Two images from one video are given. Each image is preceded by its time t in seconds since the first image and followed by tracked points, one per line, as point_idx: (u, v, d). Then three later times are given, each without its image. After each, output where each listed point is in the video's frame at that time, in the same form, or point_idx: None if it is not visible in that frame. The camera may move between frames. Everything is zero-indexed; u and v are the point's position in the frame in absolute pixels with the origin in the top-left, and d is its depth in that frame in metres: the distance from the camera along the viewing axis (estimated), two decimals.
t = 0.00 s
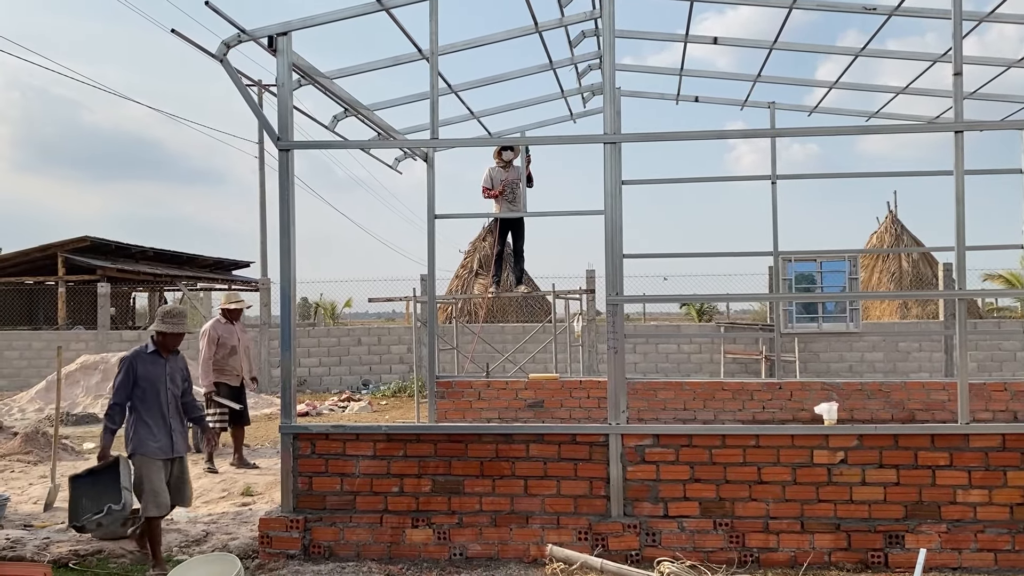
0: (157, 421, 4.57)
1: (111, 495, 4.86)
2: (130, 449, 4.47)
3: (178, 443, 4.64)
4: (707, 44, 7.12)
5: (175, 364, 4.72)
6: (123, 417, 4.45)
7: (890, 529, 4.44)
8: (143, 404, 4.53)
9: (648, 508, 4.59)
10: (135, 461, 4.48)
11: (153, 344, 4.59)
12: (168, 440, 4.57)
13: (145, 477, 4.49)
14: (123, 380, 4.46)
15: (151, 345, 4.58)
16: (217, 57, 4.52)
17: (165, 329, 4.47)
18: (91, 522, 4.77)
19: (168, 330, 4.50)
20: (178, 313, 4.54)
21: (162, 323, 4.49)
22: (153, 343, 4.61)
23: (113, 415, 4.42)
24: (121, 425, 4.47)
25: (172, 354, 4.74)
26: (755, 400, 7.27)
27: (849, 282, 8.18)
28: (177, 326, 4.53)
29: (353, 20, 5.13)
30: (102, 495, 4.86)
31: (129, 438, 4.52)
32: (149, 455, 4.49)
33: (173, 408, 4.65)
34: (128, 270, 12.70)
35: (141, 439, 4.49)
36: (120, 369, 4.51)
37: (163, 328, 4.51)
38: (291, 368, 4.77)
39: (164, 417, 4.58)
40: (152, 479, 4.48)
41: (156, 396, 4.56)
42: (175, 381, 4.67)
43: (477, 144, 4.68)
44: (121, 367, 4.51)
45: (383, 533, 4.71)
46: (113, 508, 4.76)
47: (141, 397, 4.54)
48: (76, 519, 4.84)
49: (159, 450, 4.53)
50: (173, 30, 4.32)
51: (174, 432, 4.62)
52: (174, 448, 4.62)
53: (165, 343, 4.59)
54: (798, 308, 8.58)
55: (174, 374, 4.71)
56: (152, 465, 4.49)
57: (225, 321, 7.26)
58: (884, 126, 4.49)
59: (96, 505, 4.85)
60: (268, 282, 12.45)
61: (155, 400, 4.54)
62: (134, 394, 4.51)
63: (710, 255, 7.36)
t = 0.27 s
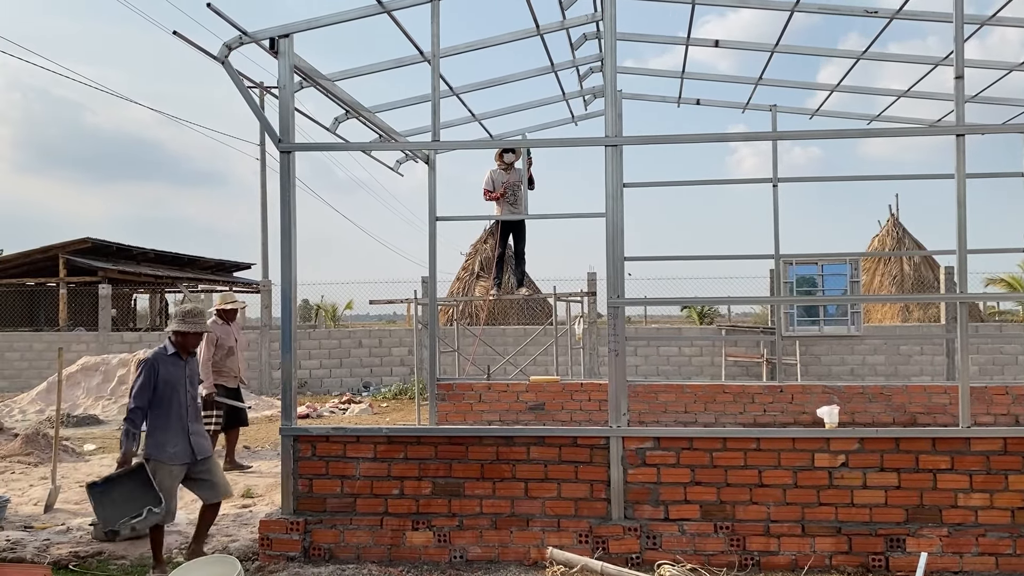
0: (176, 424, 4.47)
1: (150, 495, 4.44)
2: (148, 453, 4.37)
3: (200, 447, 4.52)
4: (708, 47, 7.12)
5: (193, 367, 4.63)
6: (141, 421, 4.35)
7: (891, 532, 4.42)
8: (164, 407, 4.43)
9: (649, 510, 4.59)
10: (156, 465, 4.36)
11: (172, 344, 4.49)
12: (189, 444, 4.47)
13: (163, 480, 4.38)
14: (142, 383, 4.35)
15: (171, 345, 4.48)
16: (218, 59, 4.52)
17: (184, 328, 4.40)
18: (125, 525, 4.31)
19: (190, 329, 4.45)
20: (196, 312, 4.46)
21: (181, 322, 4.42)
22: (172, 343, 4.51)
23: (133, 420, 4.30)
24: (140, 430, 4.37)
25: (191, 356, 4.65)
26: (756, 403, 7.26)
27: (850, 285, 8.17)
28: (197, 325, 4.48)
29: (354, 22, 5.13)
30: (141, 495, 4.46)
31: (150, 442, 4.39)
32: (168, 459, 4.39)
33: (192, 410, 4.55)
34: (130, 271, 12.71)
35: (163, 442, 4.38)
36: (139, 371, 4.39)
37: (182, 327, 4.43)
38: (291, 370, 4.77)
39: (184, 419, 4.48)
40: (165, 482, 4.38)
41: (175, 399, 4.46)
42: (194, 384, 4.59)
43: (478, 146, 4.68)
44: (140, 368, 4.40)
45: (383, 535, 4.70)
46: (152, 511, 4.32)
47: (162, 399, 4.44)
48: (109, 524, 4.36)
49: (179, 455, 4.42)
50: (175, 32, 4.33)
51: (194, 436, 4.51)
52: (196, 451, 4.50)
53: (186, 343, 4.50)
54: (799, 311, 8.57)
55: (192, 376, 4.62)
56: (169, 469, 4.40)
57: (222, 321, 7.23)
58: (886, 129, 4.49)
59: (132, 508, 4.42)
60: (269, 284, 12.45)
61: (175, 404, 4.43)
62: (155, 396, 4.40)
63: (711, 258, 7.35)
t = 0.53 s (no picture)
0: (196, 427, 4.37)
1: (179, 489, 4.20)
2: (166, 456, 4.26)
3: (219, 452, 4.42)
4: (706, 51, 7.14)
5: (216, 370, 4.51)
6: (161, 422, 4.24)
7: (888, 536, 4.42)
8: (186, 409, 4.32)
9: (646, 514, 4.59)
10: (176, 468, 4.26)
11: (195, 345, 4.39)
12: (207, 449, 4.37)
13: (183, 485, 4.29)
14: (164, 384, 4.23)
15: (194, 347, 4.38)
16: (217, 62, 4.53)
17: (208, 330, 4.31)
18: (166, 518, 4.00)
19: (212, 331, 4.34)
20: (220, 315, 4.37)
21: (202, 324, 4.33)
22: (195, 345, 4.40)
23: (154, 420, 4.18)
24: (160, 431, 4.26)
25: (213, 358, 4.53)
26: (754, 407, 7.27)
27: (847, 289, 8.18)
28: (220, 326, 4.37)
29: (353, 25, 5.14)
30: (170, 494, 4.19)
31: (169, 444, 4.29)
32: (186, 462, 4.29)
33: (213, 413, 4.44)
34: (128, 273, 12.70)
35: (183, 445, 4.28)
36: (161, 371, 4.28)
37: (204, 329, 4.34)
38: (288, 373, 4.77)
39: (204, 423, 4.38)
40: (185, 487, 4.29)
41: (197, 402, 4.35)
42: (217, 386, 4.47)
43: (477, 150, 4.69)
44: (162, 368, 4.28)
45: (380, 538, 4.70)
46: (189, 500, 4.10)
47: (184, 401, 4.33)
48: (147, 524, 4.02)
49: (197, 459, 4.32)
50: (173, 35, 4.33)
51: (213, 441, 4.41)
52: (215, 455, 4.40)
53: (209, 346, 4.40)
54: (797, 315, 8.58)
55: (215, 378, 4.50)
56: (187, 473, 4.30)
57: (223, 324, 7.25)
58: (883, 133, 4.50)
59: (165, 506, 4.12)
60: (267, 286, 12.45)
61: (196, 408, 4.33)
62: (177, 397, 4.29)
63: (709, 261, 7.36)
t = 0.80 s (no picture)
0: (210, 427, 4.24)
1: (188, 489, 4.08)
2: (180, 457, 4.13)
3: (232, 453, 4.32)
4: (701, 56, 7.16)
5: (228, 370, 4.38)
6: (175, 422, 4.10)
7: (881, 541, 4.44)
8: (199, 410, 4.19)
9: (639, 518, 4.59)
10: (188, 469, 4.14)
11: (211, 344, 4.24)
12: (222, 450, 4.25)
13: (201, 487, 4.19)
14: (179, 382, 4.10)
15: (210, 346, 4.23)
16: (212, 65, 4.53)
17: (225, 330, 4.16)
18: (181, 519, 3.87)
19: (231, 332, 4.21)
20: (235, 314, 4.23)
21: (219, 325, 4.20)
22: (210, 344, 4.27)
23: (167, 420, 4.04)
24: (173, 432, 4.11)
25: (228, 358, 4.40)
26: (747, 411, 7.27)
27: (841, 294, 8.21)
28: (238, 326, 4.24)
29: (348, 28, 5.14)
30: (180, 495, 4.05)
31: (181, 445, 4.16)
32: (201, 463, 4.16)
33: (228, 414, 4.32)
34: (122, 276, 12.66)
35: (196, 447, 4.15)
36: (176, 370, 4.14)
37: (219, 328, 4.19)
38: (281, 376, 4.76)
39: (219, 424, 4.25)
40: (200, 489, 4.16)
41: (212, 402, 4.22)
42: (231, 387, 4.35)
43: (472, 154, 4.70)
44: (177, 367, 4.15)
45: (373, 542, 4.69)
46: (200, 500, 3.99)
47: (197, 401, 4.20)
48: (159, 528, 3.90)
49: (212, 460, 4.20)
50: (169, 38, 4.33)
51: (228, 441, 4.29)
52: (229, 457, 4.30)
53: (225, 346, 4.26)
54: (790, 319, 8.60)
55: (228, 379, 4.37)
56: (201, 474, 4.17)
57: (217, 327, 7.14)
58: (876, 139, 4.52)
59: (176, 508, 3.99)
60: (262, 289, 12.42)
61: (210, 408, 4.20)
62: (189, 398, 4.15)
63: (704, 266, 7.38)
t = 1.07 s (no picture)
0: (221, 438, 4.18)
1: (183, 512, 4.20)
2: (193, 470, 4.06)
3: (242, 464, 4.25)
4: (694, 62, 7.18)
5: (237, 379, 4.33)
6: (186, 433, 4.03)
7: (872, 546, 4.44)
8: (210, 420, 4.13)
9: (631, 522, 4.58)
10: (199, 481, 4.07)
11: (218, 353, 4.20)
12: (235, 460, 4.20)
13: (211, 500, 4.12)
14: (191, 394, 4.04)
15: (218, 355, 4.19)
16: (204, 67, 4.51)
17: (236, 336, 4.14)
18: (174, 549, 3.96)
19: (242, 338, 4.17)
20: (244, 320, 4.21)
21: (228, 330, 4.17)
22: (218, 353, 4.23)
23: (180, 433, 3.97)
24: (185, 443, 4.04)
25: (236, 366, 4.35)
26: (739, 415, 7.29)
27: (833, 298, 8.23)
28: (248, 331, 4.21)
29: (341, 32, 5.14)
30: (174, 517, 4.15)
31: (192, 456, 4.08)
32: (216, 475, 4.10)
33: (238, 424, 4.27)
34: (113, 278, 12.60)
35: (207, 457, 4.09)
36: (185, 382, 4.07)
37: (227, 335, 4.16)
38: (273, 380, 4.74)
39: (231, 434, 4.20)
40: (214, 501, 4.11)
41: (223, 411, 4.17)
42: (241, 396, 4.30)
43: (465, 157, 4.70)
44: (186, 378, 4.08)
45: (365, 547, 4.67)
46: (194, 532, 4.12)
47: (208, 412, 4.14)
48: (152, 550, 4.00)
49: (226, 470, 4.14)
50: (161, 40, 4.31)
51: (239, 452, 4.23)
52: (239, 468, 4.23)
53: (234, 353, 4.23)
54: (782, 324, 8.63)
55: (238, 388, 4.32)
56: (216, 486, 4.11)
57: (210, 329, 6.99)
58: (868, 144, 4.54)
59: (168, 530, 4.08)
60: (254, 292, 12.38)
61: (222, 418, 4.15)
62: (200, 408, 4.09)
63: (696, 270, 7.40)
